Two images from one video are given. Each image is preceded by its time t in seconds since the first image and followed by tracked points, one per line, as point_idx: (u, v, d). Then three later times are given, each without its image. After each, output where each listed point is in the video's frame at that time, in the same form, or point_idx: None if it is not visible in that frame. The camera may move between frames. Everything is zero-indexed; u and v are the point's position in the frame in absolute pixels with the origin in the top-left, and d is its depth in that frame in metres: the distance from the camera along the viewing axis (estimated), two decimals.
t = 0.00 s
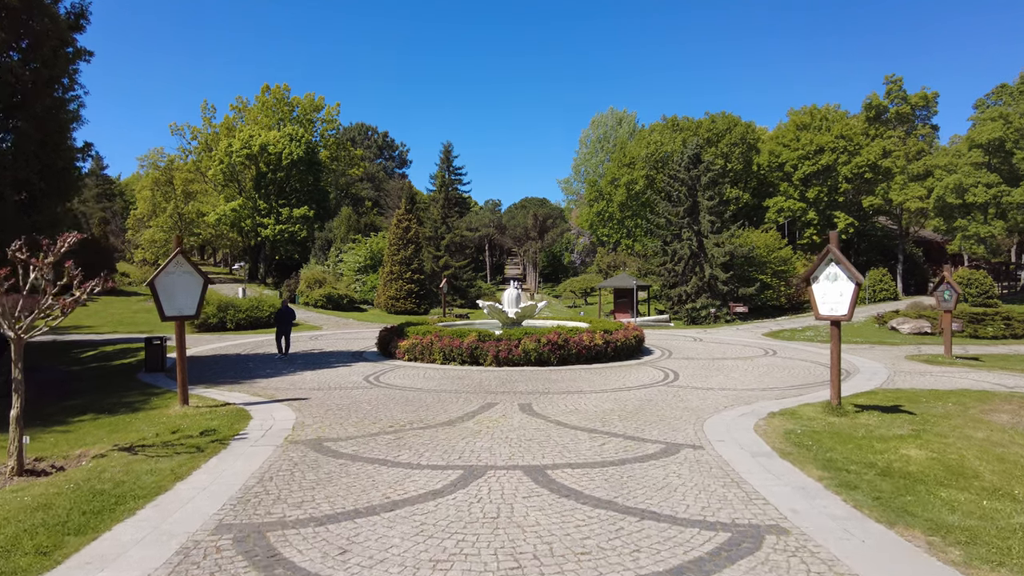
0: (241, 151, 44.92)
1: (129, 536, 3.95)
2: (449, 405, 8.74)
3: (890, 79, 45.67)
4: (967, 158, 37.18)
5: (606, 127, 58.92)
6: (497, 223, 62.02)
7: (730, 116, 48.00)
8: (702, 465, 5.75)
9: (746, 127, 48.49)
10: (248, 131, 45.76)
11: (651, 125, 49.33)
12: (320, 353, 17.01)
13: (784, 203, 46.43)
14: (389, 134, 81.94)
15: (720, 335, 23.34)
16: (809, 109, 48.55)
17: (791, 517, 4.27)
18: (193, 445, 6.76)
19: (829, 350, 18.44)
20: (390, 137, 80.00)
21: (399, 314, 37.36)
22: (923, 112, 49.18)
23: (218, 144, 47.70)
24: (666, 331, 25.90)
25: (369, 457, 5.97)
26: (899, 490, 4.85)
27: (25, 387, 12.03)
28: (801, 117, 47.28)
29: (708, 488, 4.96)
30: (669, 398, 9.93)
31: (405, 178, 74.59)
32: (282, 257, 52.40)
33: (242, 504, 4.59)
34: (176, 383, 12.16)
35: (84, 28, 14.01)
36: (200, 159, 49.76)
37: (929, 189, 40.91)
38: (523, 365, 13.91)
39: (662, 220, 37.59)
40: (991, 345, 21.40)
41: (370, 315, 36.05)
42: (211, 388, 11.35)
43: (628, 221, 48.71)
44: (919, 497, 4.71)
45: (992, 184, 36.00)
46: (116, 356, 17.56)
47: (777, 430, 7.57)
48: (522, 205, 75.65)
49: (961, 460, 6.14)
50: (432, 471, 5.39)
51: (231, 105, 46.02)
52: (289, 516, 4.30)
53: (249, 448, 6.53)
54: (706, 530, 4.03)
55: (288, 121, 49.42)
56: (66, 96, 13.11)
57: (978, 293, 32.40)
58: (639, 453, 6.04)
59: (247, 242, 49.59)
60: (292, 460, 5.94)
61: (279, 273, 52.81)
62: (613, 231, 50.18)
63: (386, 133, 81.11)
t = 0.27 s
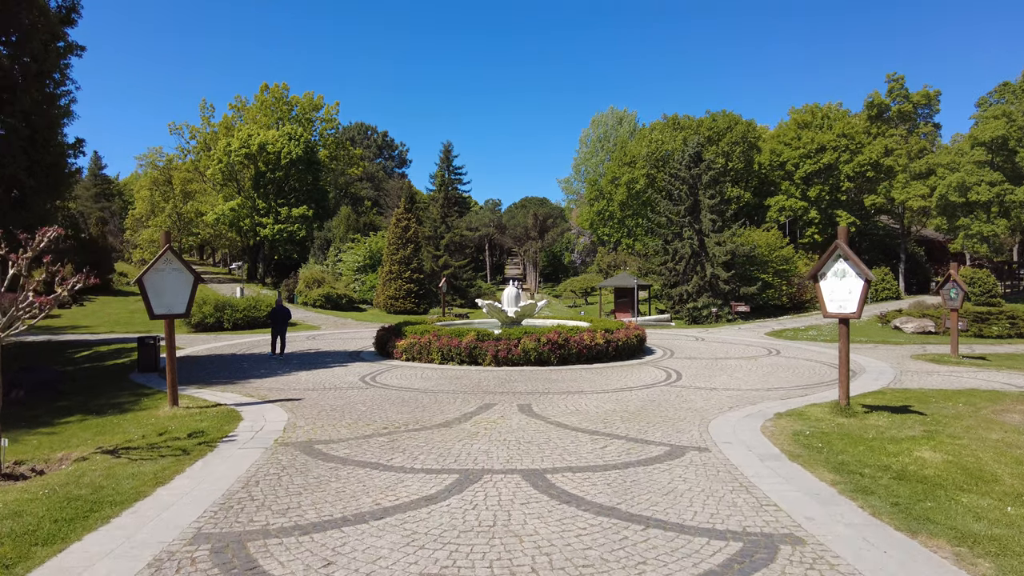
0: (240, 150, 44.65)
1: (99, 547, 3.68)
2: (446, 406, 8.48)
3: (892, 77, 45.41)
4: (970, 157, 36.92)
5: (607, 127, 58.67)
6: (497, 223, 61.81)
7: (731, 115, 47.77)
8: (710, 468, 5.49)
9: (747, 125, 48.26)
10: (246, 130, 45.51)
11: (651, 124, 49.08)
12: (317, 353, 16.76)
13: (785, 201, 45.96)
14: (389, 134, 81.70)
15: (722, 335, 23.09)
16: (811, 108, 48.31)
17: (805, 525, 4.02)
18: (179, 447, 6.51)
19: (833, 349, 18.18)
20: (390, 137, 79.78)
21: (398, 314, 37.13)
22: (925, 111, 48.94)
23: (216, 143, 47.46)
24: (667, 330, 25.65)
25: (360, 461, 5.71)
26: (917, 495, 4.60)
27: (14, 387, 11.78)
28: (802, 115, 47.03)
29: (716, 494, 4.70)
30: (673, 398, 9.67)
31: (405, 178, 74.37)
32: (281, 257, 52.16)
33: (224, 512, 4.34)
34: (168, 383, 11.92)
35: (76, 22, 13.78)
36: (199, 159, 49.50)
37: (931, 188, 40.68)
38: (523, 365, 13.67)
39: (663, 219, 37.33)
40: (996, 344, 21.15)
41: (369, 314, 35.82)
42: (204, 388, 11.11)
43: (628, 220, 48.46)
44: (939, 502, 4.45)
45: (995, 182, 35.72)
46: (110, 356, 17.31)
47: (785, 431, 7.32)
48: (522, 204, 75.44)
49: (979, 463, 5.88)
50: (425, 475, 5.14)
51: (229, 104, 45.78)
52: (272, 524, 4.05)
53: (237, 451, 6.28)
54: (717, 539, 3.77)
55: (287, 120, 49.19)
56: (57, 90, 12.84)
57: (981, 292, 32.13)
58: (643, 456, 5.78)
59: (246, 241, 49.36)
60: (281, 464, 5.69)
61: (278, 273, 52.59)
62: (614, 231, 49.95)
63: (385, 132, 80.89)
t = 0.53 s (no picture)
0: (239, 150, 44.37)
1: (69, 566, 3.45)
2: (444, 410, 8.26)
3: (893, 76, 45.21)
4: (973, 156, 36.63)
5: (607, 127, 58.42)
6: (497, 223, 61.64)
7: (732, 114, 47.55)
8: (717, 476, 5.27)
9: (748, 125, 48.05)
10: (245, 130, 45.29)
11: (652, 124, 48.83)
12: (314, 354, 16.54)
13: (786, 200, 45.50)
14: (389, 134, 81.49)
15: (724, 335, 22.86)
16: (812, 107, 48.08)
17: (823, 540, 3.78)
18: (166, 453, 6.27)
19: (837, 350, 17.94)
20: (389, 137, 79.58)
21: (398, 314, 36.92)
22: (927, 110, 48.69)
23: (215, 143, 47.22)
24: (669, 331, 25.41)
25: (352, 469, 5.47)
26: (938, 505, 4.37)
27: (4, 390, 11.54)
28: (803, 115, 46.83)
29: (726, 506, 4.46)
30: (677, 402, 9.43)
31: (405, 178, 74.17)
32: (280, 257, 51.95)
33: (206, 525, 4.11)
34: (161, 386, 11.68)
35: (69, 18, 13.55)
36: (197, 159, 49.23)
37: (933, 188, 40.48)
38: (523, 367, 13.44)
39: (664, 219, 37.10)
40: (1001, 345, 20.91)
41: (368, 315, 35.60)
42: (198, 390, 10.88)
43: (629, 220, 48.26)
44: (962, 514, 4.21)
45: (998, 181, 35.51)
46: (105, 358, 17.07)
47: (793, 436, 7.10)
48: (522, 204, 75.25)
49: (997, 470, 5.65)
50: (420, 484, 4.89)
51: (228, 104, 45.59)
52: (257, 539, 3.82)
53: (226, 458, 6.05)
54: (730, 555, 3.54)
55: (286, 120, 48.98)
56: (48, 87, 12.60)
57: (984, 292, 31.87)
58: (647, 464, 5.57)
59: (245, 242, 49.15)
60: (271, 472, 5.46)
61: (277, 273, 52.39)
62: (614, 231, 49.72)
63: (385, 133, 80.68)
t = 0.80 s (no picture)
0: (239, 149, 44.13)
1: None
2: (443, 413, 8.01)
3: (896, 75, 44.96)
4: (976, 155, 36.28)
5: (608, 126, 58.15)
6: (498, 223, 61.42)
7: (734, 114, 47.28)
8: (729, 484, 5.03)
9: (750, 124, 47.78)
10: (245, 130, 45.06)
11: (653, 123, 48.56)
12: (312, 355, 16.29)
13: (788, 200, 45.14)
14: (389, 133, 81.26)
15: (728, 336, 22.59)
16: (814, 106, 47.81)
17: (848, 556, 3.54)
18: (154, 458, 6.03)
19: (843, 351, 17.66)
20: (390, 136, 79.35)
21: (398, 314, 36.68)
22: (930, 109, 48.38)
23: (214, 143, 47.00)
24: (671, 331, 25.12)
25: (347, 476, 5.23)
26: (965, 516, 4.13)
27: None
28: (805, 114, 46.57)
29: (742, 516, 4.22)
30: (683, 404, 9.19)
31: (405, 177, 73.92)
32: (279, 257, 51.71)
33: (190, 537, 3.86)
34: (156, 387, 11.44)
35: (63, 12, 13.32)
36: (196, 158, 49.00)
37: (936, 187, 40.21)
38: (524, 368, 13.19)
39: (666, 219, 36.82)
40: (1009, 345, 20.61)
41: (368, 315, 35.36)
42: (192, 392, 10.64)
43: (630, 220, 48.00)
44: (991, 526, 3.96)
45: (1002, 181, 35.22)
46: (101, 358, 16.83)
47: (805, 440, 6.86)
48: (522, 204, 75.02)
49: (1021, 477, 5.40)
50: (416, 494, 4.63)
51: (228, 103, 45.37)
52: (242, 554, 3.58)
53: (216, 463, 5.81)
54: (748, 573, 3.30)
55: (286, 120, 48.75)
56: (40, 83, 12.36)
57: (988, 293, 31.57)
58: (655, 471, 5.33)
59: (245, 241, 48.91)
60: (262, 479, 5.22)
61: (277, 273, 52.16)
62: (616, 231, 49.45)
63: (385, 132, 80.45)
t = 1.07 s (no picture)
0: (239, 147, 43.84)
1: None
2: (443, 416, 7.74)
3: (900, 74, 44.64)
4: (981, 155, 35.87)
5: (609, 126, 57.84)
6: (499, 222, 61.16)
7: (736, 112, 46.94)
8: (744, 493, 4.78)
9: (753, 123, 47.46)
10: (244, 128, 44.80)
11: (655, 122, 48.24)
12: (310, 355, 16.03)
13: (791, 200, 44.86)
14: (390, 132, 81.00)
15: (732, 336, 22.32)
16: (817, 105, 47.49)
17: None
18: (141, 463, 5.77)
19: (849, 352, 17.40)
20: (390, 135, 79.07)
21: (398, 314, 36.42)
22: (934, 108, 48.01)
23: (214, 141, 46.69)
24: (675, 331, 24.83)
25: (340, 485, 4.95)
26: (1000, 531, 3.87)
27: None
28: (808, 113, 46.26)
29: (762, 531, 3.95)
30: (689, 407, 8.94)
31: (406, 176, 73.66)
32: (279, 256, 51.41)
33: (171, 553, 3.61)
34: (149, 388, 11.19)
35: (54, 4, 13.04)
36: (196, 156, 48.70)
37: (940, 187, 39.88)
38: (525, 368, 12.94)
39: (668, 218, 36.49)
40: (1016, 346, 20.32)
41: (368, 314, 35.08)
42: (186, 393, 10.38)
43: (631, 220, 47.71)
44: None
45: (1006, 180, 34.80)
46: (96, 358, 16.57)
47: (818, 445, 6.61)
48: (523, 204, 74.77)
49: None
50: (413, 506, 4.38)
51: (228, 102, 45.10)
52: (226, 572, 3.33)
53: (205, 470, 5.55)
54: None
55: (286, 118, 48.47)
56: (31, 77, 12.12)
57: (993, 293, 31.22)
58: (665, 480, 5.07)
59: (245, 240, 48.65)
60: (253, 486, 4.98)
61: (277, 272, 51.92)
62: (617, 230, 49.17)
63: (386, 131, 80.21)
